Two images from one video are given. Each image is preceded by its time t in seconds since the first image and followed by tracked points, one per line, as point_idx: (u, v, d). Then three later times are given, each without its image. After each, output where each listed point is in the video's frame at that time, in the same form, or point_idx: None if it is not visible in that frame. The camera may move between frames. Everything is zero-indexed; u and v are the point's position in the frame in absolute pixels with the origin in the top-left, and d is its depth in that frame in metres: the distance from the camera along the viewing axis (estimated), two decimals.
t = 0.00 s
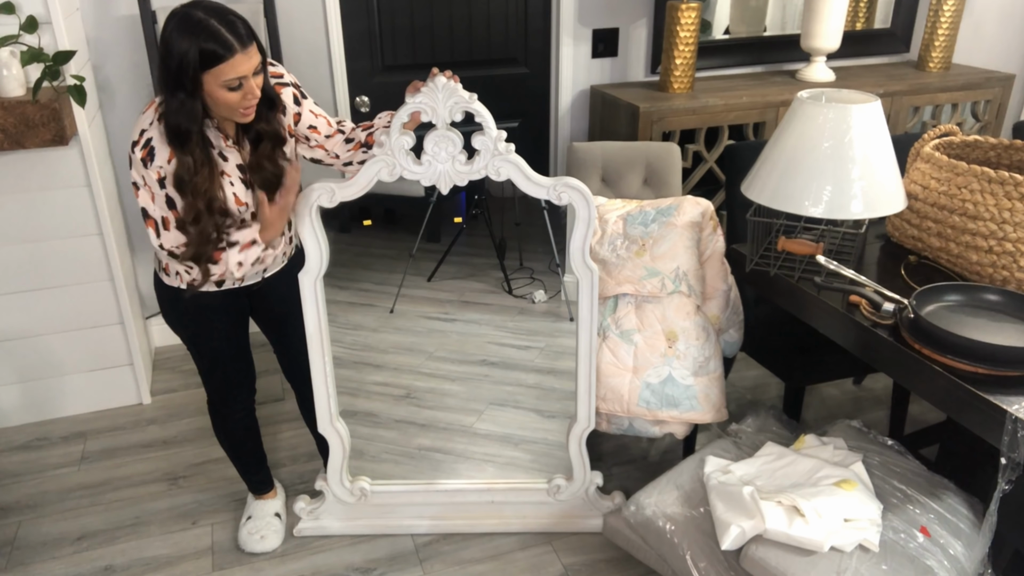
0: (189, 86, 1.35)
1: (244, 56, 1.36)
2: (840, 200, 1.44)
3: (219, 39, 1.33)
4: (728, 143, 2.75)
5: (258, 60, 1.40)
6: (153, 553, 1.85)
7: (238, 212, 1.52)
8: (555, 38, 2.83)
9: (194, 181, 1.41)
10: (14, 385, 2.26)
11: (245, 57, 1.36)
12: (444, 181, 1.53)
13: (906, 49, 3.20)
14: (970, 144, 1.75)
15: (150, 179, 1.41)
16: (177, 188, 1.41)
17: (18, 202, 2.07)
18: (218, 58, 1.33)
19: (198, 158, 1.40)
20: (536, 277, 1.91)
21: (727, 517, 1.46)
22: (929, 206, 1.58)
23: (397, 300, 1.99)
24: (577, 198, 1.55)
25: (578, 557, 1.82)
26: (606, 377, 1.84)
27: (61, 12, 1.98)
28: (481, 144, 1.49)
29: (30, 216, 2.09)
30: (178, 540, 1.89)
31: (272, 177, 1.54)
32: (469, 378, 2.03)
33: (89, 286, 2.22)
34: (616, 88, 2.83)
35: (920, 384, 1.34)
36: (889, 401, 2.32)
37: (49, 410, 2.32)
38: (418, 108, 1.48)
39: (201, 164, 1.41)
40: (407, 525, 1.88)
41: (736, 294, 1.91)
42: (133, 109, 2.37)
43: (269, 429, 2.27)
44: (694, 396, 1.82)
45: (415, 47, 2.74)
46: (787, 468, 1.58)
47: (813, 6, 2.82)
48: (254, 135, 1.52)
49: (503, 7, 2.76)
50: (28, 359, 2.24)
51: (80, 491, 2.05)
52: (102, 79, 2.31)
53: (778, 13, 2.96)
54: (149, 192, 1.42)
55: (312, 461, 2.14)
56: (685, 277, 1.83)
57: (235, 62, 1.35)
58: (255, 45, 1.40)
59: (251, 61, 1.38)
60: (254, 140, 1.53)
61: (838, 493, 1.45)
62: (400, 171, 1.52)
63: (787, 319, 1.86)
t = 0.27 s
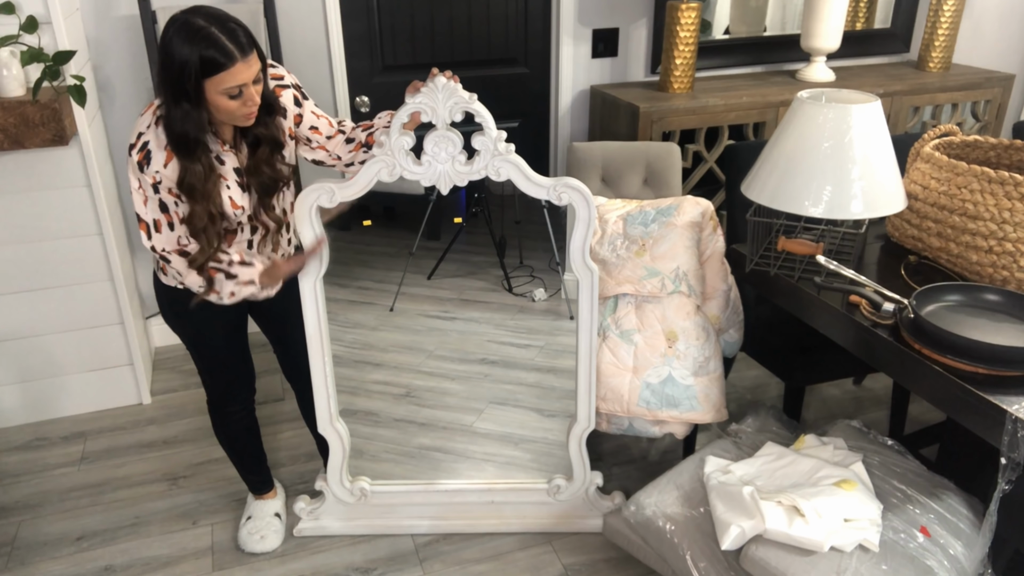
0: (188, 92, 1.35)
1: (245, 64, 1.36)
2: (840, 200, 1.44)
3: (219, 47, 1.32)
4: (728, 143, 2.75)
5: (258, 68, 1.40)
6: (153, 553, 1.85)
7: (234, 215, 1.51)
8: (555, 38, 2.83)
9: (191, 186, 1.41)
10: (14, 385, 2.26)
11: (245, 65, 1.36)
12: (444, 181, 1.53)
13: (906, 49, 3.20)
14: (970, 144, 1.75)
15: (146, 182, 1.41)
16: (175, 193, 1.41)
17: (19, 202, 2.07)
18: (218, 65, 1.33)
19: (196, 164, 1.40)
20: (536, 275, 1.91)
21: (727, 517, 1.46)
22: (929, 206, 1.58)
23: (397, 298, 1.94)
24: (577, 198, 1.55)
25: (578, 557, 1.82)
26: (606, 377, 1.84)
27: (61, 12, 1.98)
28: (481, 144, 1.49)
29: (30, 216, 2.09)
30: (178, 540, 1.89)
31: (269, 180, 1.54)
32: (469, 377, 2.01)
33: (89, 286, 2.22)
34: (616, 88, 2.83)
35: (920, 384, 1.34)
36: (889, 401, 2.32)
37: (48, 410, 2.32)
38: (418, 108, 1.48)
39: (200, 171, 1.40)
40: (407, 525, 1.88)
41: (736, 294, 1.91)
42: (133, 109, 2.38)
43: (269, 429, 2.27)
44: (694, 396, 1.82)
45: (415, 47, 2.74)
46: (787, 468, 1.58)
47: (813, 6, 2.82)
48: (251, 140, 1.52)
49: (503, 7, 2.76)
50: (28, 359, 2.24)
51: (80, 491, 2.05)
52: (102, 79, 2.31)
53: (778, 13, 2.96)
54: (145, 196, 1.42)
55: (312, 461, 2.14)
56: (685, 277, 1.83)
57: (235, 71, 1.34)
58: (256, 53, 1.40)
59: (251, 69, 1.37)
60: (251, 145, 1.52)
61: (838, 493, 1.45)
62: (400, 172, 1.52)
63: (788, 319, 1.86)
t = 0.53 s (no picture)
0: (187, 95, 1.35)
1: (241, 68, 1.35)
2: (840, 201, 1.44)
3: (216, 50, 1.32)
4: (728, 143, 2.75)
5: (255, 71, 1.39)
6: (153, 553, 1.85)
7: (234, 216, 1.50)
8: (555, 38, 2.83)
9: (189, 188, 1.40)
10: (14, 384, 2.26)
11: (243, 69, 1.35)
12: (444, 181, 1.53)
13: (906, 49, 3.20)
14: (970, 144, 1.75)
15: (146, 184, 1.41)
16: (174, 195, 1.40)
17: (19, 202, 2.07)
18: (216, 69, 1.32)
19: (194, 166, 1.39)
20: (536, 278, 1.94)
21: (727, 517, 1.46)
22: (929, 207, 1.58)
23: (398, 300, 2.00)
24: (576, 197, 1.55)
25: (578, 557, 1.82)
26: (606, 377, 1.84)
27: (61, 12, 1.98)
28: (480, 144, 1.49)
29: (30, 216, 2.09)
30: (178, 540, 1.89)
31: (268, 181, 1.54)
32: (469, 378, 2.02)
33: (89, 286, 2.22)
34: (616, 88, 2.83)
35: (921, 385, 1.34)
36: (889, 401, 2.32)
37: (48, 410, 2.32)
38: (418, 108, 1.48)
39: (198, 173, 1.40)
40: (407, 525, 1.88)
41: (736, 294, 1.91)
42: (133, 109, 2.37)
43: (269, 430, 2.27)
44: (694, 397, 1.82)
45: (415, 47, 2.74)
46: (787, 468, 1.58)
47: (813, 6, 2.82)
48: (250, 142, 1.52)
49: (503, 7, 2.76)
50: (28, 359, 2.24)
51: (80, 491, 2.05)
52: (102, 79, 2.31)
53: (778, 12, 2.96)
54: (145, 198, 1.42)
55: (312, 461, 2.14)
56: (685, 277, 1.83)
57: (232, 75, 1.34)
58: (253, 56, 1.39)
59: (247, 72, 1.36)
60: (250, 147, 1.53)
61: (838, 493, 1.45)
62: (400, 171, 1.52)
63: (788, 320, 1.86)
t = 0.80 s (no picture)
0: (188, 98, 1.34)
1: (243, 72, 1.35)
2: (840, 201, 1.44)
3: (219, 54, 1.31)
4: (728, 143, 2.75)
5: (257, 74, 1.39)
6: (153, 553, 1.85)
7: (234, 218, 1.50)
8: (555, 38, 2.83)
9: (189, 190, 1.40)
10: (14, 384, 2.26)
11: (245, 73, 1.35)
12: (444, 181, 1.53)
13: (906, 49, 3.20)
14: (970, 144, 1.75)
15: (146, 185, 1.41)
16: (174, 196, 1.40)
17: (19, 201, 2.07)
18: (218, 72, 1.32)
19: (194, 167, 1.39)
20: (536, 280, 1.94)
21: (727, 517, 1.46)
22: (929, 206, 1.58)
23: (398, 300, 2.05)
24: (577, 197, 1.55)
25: (578, 557, 1.82)
26: (606, 377, 1.83)
27: (61, 12, 1.98)
28: (481, 144, 1.49)
29: (30, 216, 2.09)
30: (178, 540, 1.89)
31: (268, 183, 1.54)
32: (470, 380, 2.03)
33: (89, 286, 2.22)
34: (616, 88, 2.83)
35: (921, 385, 1.34)
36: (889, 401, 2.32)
37: (48, 409, 2.32)
38: (418, 108, 1.48)
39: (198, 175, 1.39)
40: (407, 524, 1.88)
41: (736, 294, 1.91)
42: (133, 109, 2.37)
43: (269, 430, 2.27)
44: (694, 397, 1.82)
45: (415, 47, 2.74)
46: (787, 468, 1.58)
47: (813, 6, 2.82)
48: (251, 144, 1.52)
49: (503, 7, 2.76)
50: (28, 359, 2.24)
51: (80, 491, 2.05)
52: (102, 79, 2.31)
53: (778, 12, 2.96)
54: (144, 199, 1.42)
55: (312, 461, 2.14)
56: (685, 278, 1.83)
57: (234, 79, 1.34)
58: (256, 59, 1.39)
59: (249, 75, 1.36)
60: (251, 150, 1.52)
61: (838, 493, 1.45)
62: (400, 171, 1.52)
63: (788, 320, 1.86)
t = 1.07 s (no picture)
0: (186, 96, 1.34)
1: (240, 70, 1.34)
2: (840, 201, 1.44)
3: (216, 51, 1.31)
4: (728, 143, 2.75)
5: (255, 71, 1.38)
6: (153, 553, 1.85)
7: (233, 216, 1.50)
8: (555, 38, 2.83)
9: (189, 187, 1.40)
10: (14, 384, 2.26)
11: (243, 71, 1.34)
12: (445, 180, 1.53)
13: (906, 49, 3.20)
14: (970, 144, 1.75)
15: (145, 183, 1.41)
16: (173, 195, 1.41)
17: (19, 202, 2.07)
18: (216, 70, 1.32)
19: (193, 166, 1.39)
20: (535, 281, 1.92)
21: (727, 517, 1.46)
22: (929, 207, 1.58)
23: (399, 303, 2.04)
24: (576, 197, 1.55)
25: (578, 557, 1.82)
26: (606, 377, 1.83)
27: (61, 12, 1.98)
28: (481, 144, 1.49)
29: (30, 216, 2.09)
30: (178, 540, 1.89)
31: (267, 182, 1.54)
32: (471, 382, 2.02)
33: (89, 286, 2.22)
34: (616, 88, 2.83)
35: (921, 385, 1.34)
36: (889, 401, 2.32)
37: (48, 409, 2.33)
38: (418, 108, 1.48)
39: (197, 174, 1.40)
40: (407, 524, 1.88)
41: (736, 294, 1.91)
42: (133, 109, 2.37)
43: (269, 430, 2.27)
44: (694, 396, 1.82)
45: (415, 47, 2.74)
46: (787, 468, 1.58)
47: (813, 6, 2.82)
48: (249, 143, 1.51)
49: (503, 7, 2.76)
50: (28, 359, 2.24)
51: (80, 491, 2.05)
52: (102, 79, 2.31)
53: (778, 12, 2.96)
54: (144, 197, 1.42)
55: (312, 461, 2.14)
56: (685, 277, 1.83)
57: (231, 77, 1.33)
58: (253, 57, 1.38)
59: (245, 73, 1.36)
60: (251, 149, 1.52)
61: (838, 493, 1.45)
62: (401, 171, 1.52)
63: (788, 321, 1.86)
